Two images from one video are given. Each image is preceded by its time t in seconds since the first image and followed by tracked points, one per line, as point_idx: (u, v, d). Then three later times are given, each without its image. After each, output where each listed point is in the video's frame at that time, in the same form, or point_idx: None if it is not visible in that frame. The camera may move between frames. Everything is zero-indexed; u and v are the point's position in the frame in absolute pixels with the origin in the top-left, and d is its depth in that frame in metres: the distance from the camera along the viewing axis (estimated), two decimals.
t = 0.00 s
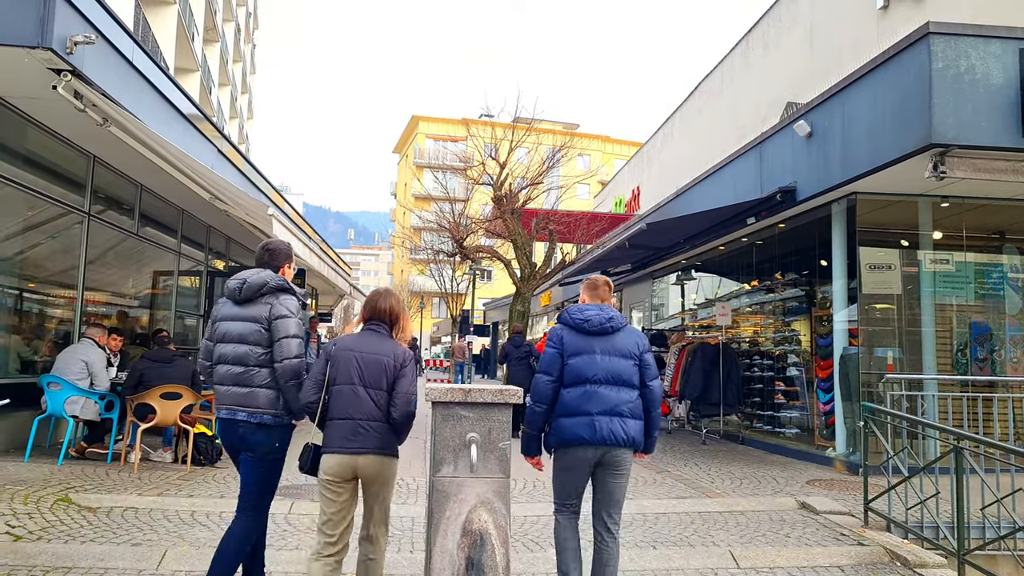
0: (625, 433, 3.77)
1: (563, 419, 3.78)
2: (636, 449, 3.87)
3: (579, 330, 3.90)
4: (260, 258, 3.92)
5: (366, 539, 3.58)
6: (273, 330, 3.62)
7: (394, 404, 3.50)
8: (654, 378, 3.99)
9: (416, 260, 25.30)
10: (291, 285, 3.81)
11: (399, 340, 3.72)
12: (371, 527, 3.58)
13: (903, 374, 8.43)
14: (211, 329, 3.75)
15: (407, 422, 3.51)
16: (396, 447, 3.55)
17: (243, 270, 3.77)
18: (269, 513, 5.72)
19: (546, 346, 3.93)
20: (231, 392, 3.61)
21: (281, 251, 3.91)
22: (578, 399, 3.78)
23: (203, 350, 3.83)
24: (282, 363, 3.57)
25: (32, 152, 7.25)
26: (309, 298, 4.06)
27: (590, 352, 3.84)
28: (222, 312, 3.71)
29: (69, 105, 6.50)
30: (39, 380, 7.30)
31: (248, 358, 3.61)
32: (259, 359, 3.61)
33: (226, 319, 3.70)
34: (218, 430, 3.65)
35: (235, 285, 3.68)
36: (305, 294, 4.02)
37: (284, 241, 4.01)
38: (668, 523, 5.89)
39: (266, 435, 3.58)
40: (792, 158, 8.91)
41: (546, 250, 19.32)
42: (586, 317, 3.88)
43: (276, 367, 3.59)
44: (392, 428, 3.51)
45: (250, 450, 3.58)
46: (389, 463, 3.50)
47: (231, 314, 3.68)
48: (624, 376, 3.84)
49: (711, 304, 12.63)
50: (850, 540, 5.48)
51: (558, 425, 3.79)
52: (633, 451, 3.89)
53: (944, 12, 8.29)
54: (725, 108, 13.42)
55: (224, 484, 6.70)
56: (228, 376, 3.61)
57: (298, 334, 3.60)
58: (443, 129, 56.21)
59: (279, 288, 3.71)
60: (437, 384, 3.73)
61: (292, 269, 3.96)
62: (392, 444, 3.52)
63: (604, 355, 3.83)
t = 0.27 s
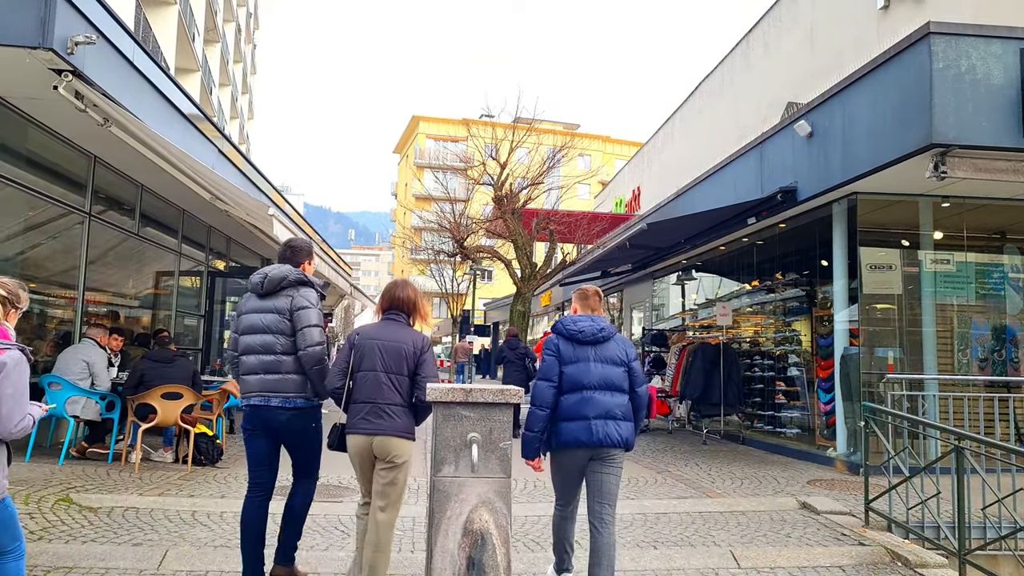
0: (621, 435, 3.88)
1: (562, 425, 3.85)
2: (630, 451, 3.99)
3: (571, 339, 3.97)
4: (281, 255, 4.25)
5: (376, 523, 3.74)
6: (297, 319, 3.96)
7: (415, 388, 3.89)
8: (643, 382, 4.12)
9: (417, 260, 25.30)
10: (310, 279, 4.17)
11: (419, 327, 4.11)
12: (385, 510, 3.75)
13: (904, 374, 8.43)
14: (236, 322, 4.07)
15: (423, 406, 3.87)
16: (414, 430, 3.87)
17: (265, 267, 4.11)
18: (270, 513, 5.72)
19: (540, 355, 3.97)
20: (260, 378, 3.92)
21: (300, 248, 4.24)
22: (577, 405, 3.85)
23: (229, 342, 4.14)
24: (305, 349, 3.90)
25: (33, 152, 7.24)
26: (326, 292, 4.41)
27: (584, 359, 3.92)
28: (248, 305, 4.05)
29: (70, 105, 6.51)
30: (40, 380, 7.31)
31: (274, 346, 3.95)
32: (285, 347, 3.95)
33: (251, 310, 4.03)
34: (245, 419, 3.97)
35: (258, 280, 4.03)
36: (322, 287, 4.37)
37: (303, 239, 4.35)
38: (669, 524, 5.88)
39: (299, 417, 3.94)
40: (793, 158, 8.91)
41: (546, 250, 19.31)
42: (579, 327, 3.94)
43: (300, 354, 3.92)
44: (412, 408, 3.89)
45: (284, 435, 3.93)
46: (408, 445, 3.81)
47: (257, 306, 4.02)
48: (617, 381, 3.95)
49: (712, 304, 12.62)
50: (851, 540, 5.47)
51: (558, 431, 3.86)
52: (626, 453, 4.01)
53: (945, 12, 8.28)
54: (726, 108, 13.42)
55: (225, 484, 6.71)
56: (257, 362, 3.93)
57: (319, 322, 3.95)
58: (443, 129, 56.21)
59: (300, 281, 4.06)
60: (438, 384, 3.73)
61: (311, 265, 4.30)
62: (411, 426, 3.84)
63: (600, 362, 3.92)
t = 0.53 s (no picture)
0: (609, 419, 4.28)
1: (555, 412, 4.27)
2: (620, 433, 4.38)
3: (562, 332, 4.41)
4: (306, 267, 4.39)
5: (390, 513, 3.93)
6: (326, 329, 4.13)
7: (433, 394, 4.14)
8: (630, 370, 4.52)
9: (417, 261, 25.30)
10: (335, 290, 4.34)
11: (431, 334, 4.30)
12: (401, 501, 3.95)
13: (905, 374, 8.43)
14: (265, 330, 4.22)
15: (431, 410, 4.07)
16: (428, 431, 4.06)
17: (291, 279, 4.26)
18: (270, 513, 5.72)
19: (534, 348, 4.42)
20: (289, 384, 4.09)
21: (325, 262, 4.37)
22: (569, 392, 4.27)
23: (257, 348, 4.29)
24: (334, 358, 4.09)
25: (33, 153, 7.24)
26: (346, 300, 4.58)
27: (574, 350, 4.36)
28: (276, 315, 4.20)
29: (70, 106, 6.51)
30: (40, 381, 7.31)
31: (304, 353, 4.12)
32: (316, 354, 4.13)
33: (281, 319, 4.19)
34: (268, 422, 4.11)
35: (287, 292, 4.18)
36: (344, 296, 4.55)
37: (326, 252, 4.50)
38: (669, 523, 5.89)
39: (329, 418, 4.15)
40: (793, 157, 8.91)
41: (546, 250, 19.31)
42: (568, 321, 4.39)
43: (329, 362, 4.10)
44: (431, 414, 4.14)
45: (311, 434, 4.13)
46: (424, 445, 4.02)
47: (286, 315, 4.18)
48: (606, 369, 4.37)
49: (712, 304, 12.61)
50: (852, 540, 5.47)
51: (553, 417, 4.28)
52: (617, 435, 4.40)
53: (945, 11, 8.28)
54: (726, 108, 13.42)
55: (226, 485, 6.72)
56: (287, 369, 4.10)
57: (347, 333, 4.14)
58: (443, 129, 56.21)
59: (327, 292, 4.23)
60: (438, 385, 3.73)
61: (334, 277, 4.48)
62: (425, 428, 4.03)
63: (589, 352, 4.35)
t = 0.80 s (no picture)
0: (603, 415, 4.53)
1: (552, 406, 4.60)
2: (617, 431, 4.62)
3: (564, 333, 4.74)
4: (332, 262, 4.78)
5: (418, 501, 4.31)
6: (351, 321, 4.50)
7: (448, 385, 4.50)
8: (631, 372, 4.75)
9: (418, 261, 25.29)
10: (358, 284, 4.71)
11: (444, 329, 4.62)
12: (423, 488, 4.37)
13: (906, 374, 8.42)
14: (292, 319, 4.55)
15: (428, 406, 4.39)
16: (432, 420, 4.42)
17: (318, 273, 4.62)
18: (270, 513, 5.72)
19: (539, 346, 4.80)
20: (315, 371, 4.41)
21: (349, 256, 4.76)
22: (564, 388, 4.60)
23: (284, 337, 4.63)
24: (359, 348, 4.45)
25: (34, 153, 7.24)
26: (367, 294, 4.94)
27: (573, 349, 4.67)
28: (303, 306, 4.54)
29: (71, 106, 6.51)
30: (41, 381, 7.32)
31: (330, 343, 4.45)
32: (340, 343, 4.47)
33: (309, 310, 4.52)
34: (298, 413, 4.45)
35: (315, 284, 4.53)
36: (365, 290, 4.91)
37: (349, 249, 4.88)
38: (670, 524, 5.89)
39: (351, 403, 4.46)
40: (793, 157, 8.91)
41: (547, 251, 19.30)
42: (570, 322, 4.71)
43: (354, 352, 4.46)
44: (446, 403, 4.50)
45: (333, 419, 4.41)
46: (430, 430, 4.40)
47: (313, 307, 4.51)
48: (602, 368, 4.63)
49: (713, 305, 12.60)
50: (852, 540, 5.47)
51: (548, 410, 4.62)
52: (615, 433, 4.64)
53: (946, 11, 8.27)
54: (726, 108, 13.43)
55: (227, 484, 6.72)
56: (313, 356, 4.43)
57: (371, 325, 4.50)
58: (444, 129, 56.19)
59: (351, 286, 4.60)
60: (439, 385, 3.74)
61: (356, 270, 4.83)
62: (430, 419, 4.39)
63: (586, 352, 4.64)
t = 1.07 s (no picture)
0: (607, 398, 5.09)
1: (562, 387, 5.16)
2: (618, 413, 5.18)
3: (577, 322, 5.29)
4: (351, 263, 4.99)
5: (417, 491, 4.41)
6: (367, 319, 4.71)
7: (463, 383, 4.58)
8: (635, 361, 5.30)
9: (418, 261, 25.28)
10: (375, 286, 4.92)
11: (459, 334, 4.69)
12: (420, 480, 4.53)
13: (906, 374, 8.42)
14: (311, 318, 4.79)
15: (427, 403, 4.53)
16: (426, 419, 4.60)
17: (339, 274, 4.86)
18: (271, 513, 5.72)
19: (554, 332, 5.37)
20: (332, 367, 4.64)
21: (366, 259, 4.97)
22: (573, 370, 5.17)
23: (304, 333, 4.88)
24: (374, 345, 4.65)
25: (35, 154, 7.25)
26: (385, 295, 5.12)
27: (584, 337, 5.23)
28: (322, 305, 4.76)
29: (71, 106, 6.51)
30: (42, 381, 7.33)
31: (346, 340, 4.67)
32: (356, 341, 4.68)
33: (326, 309, 4.75)
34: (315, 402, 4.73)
35: (335, 284, 4.75)
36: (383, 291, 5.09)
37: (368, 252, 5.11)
38: (670, 524, 5.89)
39: (360, 398, 4.63)
40: (794, 157, 8.91)
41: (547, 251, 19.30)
42: (584, 312, 5.26)
43: (369, 349, 4.66)
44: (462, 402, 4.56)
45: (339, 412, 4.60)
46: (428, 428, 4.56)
47: (331, 306, 4.74)
48: (609, 355, 5.19)
49: (713, 305, 12.59)
50: (853, 541, 5.47)
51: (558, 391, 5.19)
52: (616, 415, 5.20)
53: (946, 11, 8.27)
54: (727, 108, 13.43)
55: (227, 485, 6.73)
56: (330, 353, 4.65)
57: (386, 324, 4.70)
58: (444, 130, 56.17)
59: (369, 287, 4.81)
60: (439, 385, 3.74)
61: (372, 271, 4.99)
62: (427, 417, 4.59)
63: (595, 341, 5.20)
